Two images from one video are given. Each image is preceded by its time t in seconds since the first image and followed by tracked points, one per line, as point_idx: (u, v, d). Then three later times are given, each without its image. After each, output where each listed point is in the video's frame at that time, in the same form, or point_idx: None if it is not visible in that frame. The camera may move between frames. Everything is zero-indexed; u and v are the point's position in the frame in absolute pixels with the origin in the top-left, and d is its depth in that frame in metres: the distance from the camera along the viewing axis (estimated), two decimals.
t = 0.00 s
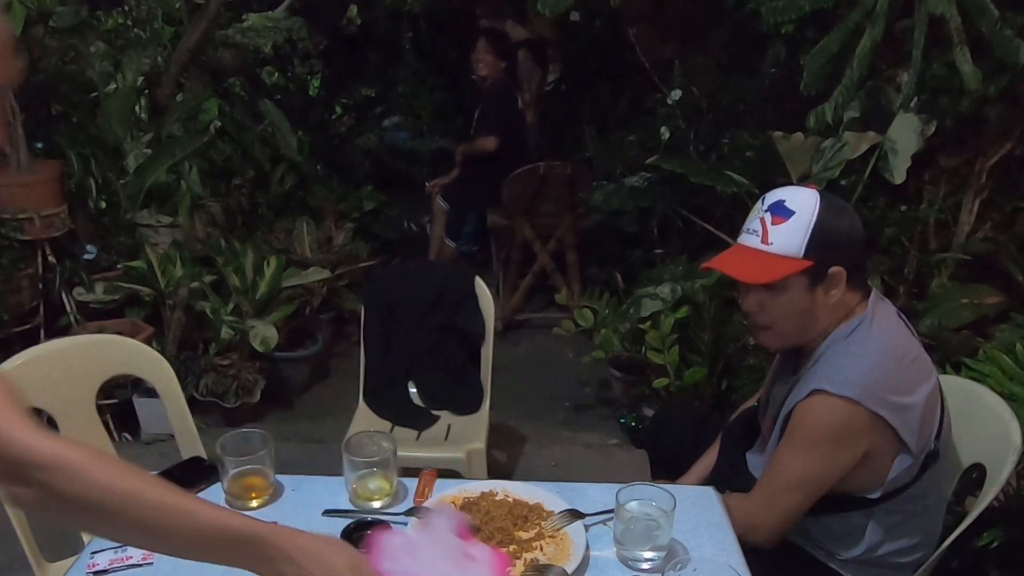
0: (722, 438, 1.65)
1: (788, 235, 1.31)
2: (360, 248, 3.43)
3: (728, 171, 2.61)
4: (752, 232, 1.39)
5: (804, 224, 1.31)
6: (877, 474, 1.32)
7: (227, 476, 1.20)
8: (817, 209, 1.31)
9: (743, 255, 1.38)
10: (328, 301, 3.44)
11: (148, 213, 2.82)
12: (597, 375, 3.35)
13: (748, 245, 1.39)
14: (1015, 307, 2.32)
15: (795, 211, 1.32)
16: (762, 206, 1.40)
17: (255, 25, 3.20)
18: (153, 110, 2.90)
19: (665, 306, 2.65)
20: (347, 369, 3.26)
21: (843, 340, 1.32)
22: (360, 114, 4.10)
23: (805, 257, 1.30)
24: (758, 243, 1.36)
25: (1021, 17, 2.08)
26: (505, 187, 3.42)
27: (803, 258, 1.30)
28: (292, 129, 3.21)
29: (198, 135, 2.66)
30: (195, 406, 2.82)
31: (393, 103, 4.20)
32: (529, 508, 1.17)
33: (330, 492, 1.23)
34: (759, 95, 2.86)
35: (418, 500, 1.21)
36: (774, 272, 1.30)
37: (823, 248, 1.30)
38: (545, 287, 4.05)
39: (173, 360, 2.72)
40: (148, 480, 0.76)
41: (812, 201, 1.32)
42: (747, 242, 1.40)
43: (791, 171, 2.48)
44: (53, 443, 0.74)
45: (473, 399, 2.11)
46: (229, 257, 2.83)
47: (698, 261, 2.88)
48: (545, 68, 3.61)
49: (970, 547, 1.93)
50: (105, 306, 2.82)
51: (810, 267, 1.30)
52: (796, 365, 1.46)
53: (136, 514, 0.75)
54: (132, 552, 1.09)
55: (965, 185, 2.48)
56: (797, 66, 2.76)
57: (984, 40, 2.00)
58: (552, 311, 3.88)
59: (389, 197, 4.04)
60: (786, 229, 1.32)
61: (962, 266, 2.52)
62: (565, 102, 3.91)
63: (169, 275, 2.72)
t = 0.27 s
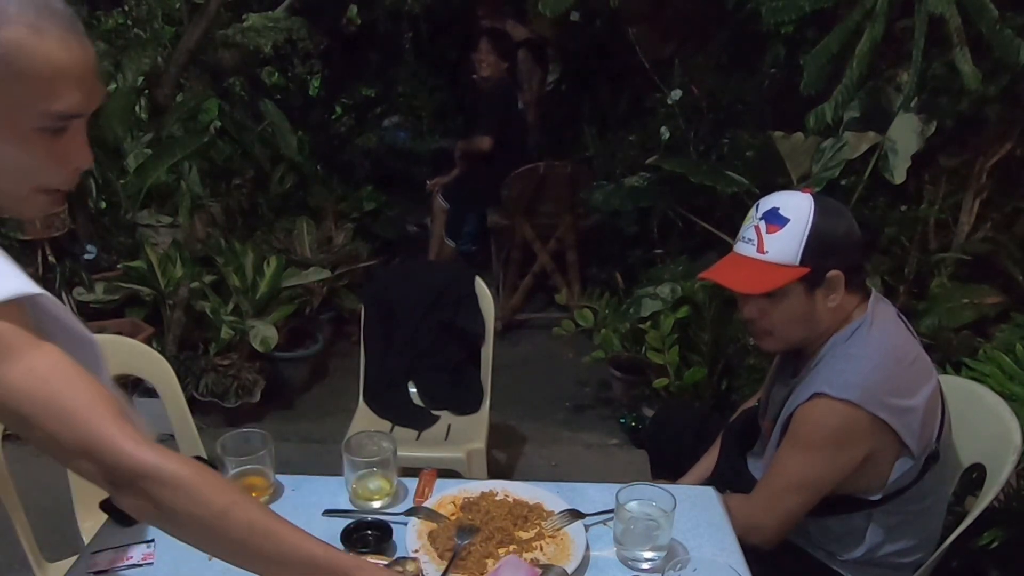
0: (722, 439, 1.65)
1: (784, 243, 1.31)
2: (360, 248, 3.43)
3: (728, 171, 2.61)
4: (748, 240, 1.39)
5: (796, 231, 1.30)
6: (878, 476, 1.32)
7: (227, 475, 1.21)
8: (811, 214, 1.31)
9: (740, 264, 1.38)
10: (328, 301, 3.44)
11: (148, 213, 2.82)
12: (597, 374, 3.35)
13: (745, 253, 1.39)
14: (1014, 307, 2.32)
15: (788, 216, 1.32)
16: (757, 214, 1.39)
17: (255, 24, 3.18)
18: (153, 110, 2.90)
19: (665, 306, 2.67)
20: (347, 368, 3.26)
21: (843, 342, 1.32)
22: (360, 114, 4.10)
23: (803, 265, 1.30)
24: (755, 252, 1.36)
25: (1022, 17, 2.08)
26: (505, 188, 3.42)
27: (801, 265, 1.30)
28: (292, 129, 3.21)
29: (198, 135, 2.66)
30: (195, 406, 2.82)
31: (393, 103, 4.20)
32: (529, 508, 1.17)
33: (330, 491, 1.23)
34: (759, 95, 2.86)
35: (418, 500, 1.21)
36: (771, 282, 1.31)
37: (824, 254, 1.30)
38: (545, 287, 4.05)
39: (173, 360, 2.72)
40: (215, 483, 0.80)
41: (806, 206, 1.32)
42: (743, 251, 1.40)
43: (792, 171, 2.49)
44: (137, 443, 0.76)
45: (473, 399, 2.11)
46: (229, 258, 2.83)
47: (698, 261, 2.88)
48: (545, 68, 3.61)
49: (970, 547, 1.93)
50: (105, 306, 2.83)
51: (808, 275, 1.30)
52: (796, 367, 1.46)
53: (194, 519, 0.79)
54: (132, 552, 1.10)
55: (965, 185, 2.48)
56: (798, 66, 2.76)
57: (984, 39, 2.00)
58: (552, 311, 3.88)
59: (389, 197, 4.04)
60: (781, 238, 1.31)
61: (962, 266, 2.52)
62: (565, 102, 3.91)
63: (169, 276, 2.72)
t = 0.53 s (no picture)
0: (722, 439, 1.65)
1: (782, 245, 1.31)
2: (360, 248, 3.43)
3: (728, 171, 2.61)
4: (746, 242, 1.39)
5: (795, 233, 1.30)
6: (878, 476, 1.32)
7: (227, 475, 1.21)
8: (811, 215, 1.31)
9: (738, 266, 1.38)
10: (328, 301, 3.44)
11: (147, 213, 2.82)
12: (597, 374, 3.35)
13: (742, 255, 1.39)
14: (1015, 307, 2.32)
15: (786, 218, 1.32)
16: (754, 216, 1.39)
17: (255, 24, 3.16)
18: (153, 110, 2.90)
19: (665, 306, 2.66)
20: (347, 368, 3.26)
21: (843, 341, 1.32)
22: (360, 114, 4.09)
23: (801, 265, 1.30)
24: (753, 254, 1.36)
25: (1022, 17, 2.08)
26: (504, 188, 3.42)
27: (799, 266, 1.30)
28: (292, 129, 3.21)
29: (197, 135, 2.66)
30: (195, 406, 2.82)
31: (393, 103, 4.19)
32: (529, 508, 1.17)
33: (330, 491, 1.23)
34: (759, 95, 2.86)
35: (418, 500, 1.21)
36: (770, 284, 1.30)
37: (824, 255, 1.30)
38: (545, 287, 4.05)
39: (173, 360, 2.72)
40: (162, 445, 0.70)
41: (804, 207, 1.32)
42: (741, 253, 1.39)
43: (792, 171, 2.50)
44: (72, 408, 0.69)
45: (473, 399, 2.11)
46: (229, 258, 2.83)
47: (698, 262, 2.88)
48: (545, 68, 3.61)
49: (970, 547, 1.93)
50: (105, 306, 2.82)
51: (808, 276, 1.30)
52: (796, 368, 1.46)
53: (112, 481, 0.69)
54: (132, 551, 1.10)
55: (965, 185, 2.48)
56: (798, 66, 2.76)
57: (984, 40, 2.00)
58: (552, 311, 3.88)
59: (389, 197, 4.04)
60: (781, 239, 1.31)
61: (962, 266, 2.52)
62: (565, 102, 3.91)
63: (169, 275, 2.72)
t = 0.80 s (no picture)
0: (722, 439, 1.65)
1: (777, 246, 1.31)
2: (360, 248, 3.43)
3: (728, 171, 2.61)
4: (740, 244, 1.38)
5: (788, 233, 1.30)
6: (877, 474, 1.31)
7: (227, 475, 1.20)
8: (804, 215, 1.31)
9: (734, 269, 1.37)
10: (328, 301, 3.44)
11: (147, 213, 2.82)
12: (597, 375, 3.34)
13: (737, 257, 1.38)
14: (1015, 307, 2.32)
15: (780, 219, 1.31)
16: (748, 217, 1.39)
17: (255, 24, 3.22)
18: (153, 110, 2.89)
19: (665, 306, 2.67)
20: (347, 369, 3.26)
21: (842, 340, 1.32)
22: (360, 114, 4.09)
23: (796, 265, 1.30)
24: (748, 256, 1.35)
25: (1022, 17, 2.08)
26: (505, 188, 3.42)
27: (794, 266, 1.30)
28: (292, 129, 3.21)
29: (197, 135, 2.66)
30: (195, 407, 2.82)
31: (393, 103, 4.19)
32: (529, 508, 1.17)
33: (330, 491, 1.23)
34: (759, 95, 2.86)
35: (418, 499, 1.21)
36: (766, 285, 1.30)
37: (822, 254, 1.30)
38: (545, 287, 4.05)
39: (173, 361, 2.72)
40: None
41: (797, 207, 1.31)
42: (737, 255, 1.39)
43: (791, 171, 2.49)
44: None
45: (473, 399, 2.11)
46: (229, 257, 2.83)
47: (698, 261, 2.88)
48: (545, 68, 3.61)
49: (970, 547, 1.93)
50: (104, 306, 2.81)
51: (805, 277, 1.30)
52: (796, 367, 1.46)
53: None
54: (132, 552, 1.10)
55: (965, 185, 2.48)
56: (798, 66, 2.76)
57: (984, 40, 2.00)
58: (552, 311, 3.88)
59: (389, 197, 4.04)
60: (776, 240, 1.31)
61: (962, 266, 2.52)
62: (566, 102, 3.91)
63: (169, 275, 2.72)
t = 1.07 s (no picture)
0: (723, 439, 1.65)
1: (774, 246, 1.30)
2: (360, 248, 3.43)
3: (728, 171, 2.61)
4: (739, 243, 1.37)
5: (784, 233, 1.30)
6: (880, 473, 1.31)
7: (227, 475, 1.20)
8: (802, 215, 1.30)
9: (732, 268, 1.37)
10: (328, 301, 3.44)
11: (147, 213, 2.81)
12: (597, 375, 3.34)
13: (736, 256, 1.38)
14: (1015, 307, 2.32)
15: (777, 218, 1.31)
16: (747, 216, 1.38)
17: (255, 24, 3.23)
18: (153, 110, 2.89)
19: (665, 306, 2.67)
20: (348, 369, 3.26)
21: (843, 339, 1.32)
22: (360, 114, 4.09)
23: (793, 266, 1.29)
24: (746, 256, 1.35)
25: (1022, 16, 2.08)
26: (505, 188, 3.42)
27: (791, 267, 1.29)
28: (292, 128, 3.21)
29: (197, 135, 2.66)
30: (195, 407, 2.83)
31: (393, 103, 4.18)
32: (529, 508, 1.17)
33: (330, 491, 1.23)
34: (759, 95, 2.86)
35: (418, 500, 1.21)
36: (762, 285, 1.30)
37: (821, 255, 1.29)
38: (545, 287, 4.05)
39: (173, 361, 2.72)
40: None
41: (796, 207, 1.30)
42: (735, 253, 1.39)
43: (792, 171, 2.47)
44: None
45: (473, 399, 2.11)
46: (229, 257, 2.83)
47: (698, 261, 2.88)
48: (545, 68, 3.61)
49: (970, 547, 1.93)
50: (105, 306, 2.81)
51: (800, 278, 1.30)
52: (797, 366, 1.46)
53: None
54: (132, 552, 1.09)
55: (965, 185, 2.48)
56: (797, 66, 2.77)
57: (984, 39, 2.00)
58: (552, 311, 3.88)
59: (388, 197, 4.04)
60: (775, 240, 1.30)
61: (962, 266, 2.53)
62: (565, 102, 3.91)
63: (169, 275, 2.72)
